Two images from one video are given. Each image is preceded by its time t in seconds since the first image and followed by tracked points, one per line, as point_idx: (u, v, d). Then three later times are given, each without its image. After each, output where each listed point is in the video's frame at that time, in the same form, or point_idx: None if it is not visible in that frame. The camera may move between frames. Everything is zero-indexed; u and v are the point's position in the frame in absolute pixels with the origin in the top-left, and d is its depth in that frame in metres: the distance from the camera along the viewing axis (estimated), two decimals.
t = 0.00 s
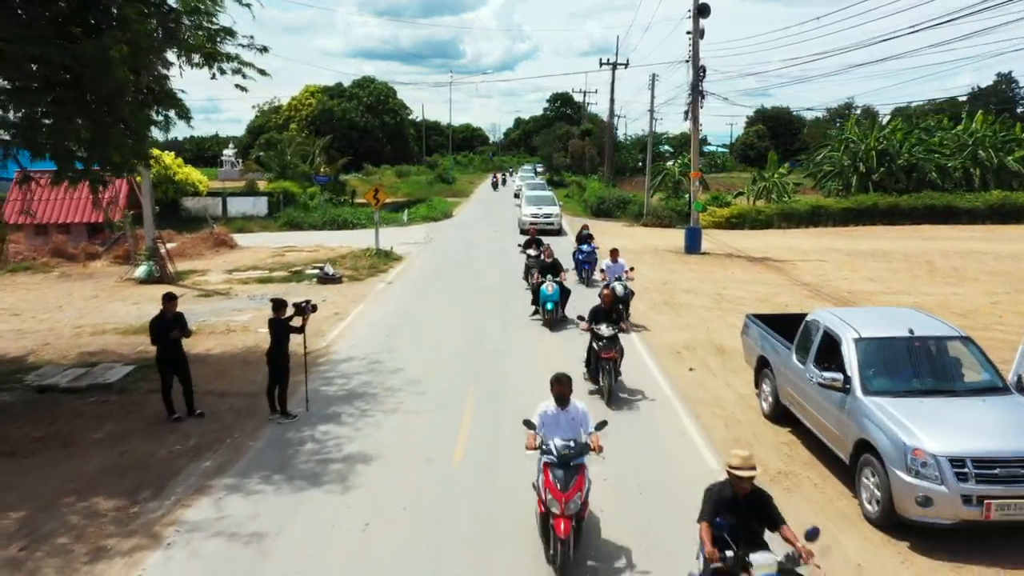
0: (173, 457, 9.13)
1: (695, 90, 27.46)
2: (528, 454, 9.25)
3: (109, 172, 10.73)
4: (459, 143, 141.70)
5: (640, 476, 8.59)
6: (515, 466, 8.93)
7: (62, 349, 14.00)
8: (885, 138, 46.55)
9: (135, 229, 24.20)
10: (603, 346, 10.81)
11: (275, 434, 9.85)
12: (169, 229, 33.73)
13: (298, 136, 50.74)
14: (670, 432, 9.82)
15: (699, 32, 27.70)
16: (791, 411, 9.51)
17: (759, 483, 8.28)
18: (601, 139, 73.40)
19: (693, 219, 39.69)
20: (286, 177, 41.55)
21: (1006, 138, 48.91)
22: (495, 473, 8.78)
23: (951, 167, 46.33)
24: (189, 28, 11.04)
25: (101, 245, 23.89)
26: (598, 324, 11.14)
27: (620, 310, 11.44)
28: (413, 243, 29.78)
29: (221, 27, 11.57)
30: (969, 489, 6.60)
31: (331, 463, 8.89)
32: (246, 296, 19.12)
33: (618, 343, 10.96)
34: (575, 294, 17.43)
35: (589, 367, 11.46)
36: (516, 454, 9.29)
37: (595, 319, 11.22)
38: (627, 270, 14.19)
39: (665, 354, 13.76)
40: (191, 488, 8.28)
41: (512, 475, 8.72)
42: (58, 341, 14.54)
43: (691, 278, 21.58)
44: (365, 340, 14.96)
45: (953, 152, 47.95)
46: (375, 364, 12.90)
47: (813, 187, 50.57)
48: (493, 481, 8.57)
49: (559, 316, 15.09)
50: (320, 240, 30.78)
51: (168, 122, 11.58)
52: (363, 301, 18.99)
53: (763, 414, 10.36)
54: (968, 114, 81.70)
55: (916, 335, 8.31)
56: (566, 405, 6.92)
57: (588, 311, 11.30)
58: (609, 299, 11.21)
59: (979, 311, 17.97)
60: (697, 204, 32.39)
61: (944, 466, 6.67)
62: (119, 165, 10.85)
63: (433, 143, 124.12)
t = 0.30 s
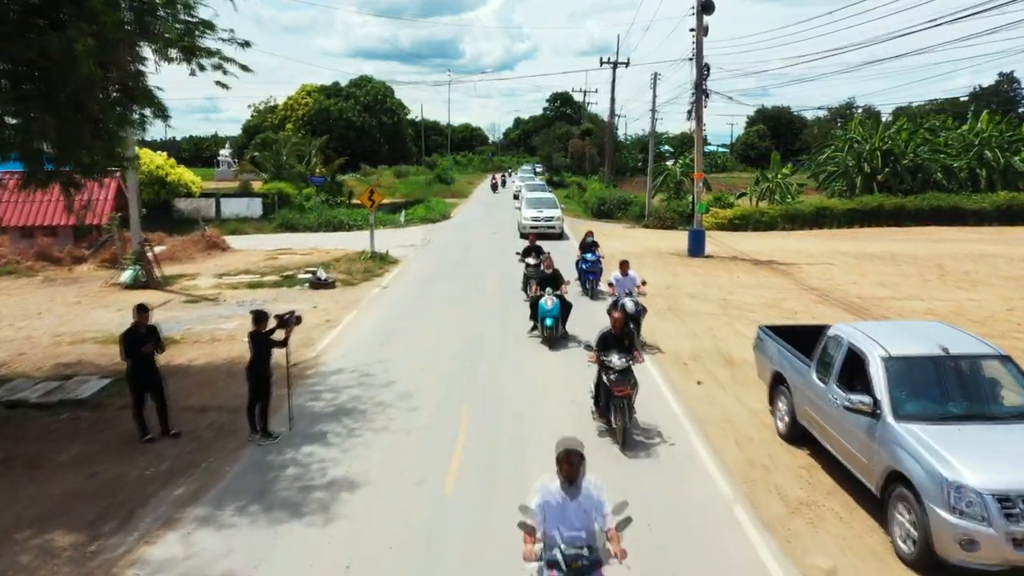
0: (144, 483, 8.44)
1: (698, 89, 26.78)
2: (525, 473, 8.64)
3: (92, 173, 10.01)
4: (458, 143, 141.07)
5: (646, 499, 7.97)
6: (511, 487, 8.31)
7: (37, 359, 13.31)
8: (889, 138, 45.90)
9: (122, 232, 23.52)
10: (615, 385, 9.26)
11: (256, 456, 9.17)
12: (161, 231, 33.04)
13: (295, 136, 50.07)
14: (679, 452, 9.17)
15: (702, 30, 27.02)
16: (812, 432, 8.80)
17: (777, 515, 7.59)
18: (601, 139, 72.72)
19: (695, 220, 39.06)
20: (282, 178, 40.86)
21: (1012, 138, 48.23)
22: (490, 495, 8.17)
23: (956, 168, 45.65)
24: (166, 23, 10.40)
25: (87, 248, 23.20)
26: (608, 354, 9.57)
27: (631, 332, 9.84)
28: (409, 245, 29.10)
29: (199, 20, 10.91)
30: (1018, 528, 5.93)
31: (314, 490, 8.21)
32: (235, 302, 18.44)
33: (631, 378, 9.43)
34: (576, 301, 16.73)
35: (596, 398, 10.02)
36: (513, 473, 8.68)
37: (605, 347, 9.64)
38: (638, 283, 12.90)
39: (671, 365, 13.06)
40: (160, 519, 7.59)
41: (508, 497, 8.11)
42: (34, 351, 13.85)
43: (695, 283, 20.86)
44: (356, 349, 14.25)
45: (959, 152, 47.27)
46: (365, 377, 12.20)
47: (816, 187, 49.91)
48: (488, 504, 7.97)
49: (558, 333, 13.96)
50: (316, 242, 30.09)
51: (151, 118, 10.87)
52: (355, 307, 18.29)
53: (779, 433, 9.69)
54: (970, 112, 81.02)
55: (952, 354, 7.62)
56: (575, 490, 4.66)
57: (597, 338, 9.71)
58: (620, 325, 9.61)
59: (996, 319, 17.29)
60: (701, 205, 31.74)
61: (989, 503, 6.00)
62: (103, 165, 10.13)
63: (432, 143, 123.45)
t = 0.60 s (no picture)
0: (109, 513, 7.76)
1: (702, 88, 26.10)
2: (523, 500, 7.99)
3: (62, 178, 9.31)
4: (457, 144, 140.40)
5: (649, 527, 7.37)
6: (506, 514, 7.72)
7: (10, 372, 12.64)
8: (895, 138, 45.30)
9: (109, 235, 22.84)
10: (632, 432, 7.53)
11: (233, 482, 8.49)
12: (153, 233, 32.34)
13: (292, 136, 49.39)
14: (690, 476, 8.49)
15: (706, 27, 26.33)
16: (835, 457, 8.13)
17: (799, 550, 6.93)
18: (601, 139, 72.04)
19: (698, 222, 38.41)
20: (277, 179, 40.18)
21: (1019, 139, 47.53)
22: (483, 521, 7.58)
23: (962, 168, 44.97)
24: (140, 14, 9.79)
25: (72, 252, 22.52)
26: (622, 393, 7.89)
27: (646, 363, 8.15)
28: (406, 248, 28.43)
29: (175, 13, 10.31)
30: None
31: (293, 523, 7.52)
32: (223, 308, 17.76)
33: (650, 421, 7.70)
34: (577, 309, 16.03)
35: (607, 444, 8.38)
36: (509, 498, 8.08)
37: (617, 386, 7.95)
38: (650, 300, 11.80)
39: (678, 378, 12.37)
40: (122, 556, 6.91)
41: (502, 523, 7.51)
42: (8, 362, 13.18)
43: (700, 288, 20.18)
44: (346, 359, 13.58)
45: (964, 153, 46.59)
46: (354, 391, 11.53)
47: (820, 188, 49.24)
48: (484, 534, 7.30)
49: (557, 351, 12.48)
50: (310, 245, 29.42)
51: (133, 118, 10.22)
52: (348, 313, 17.60)
53: (796, 456, 9.04)
54: (973, 111, 80.36)
55: (992, 375, 6.95)
56: None
57: (607, 376, 8.03)
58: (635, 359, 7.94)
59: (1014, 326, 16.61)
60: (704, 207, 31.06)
61: None
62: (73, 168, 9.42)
63: (431, 143, 122.75)
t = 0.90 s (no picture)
0: (65, 549, 7.06)
1: (706, 87, 25.40)
2: (520, 536, 7.31)
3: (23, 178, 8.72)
4: (456, 144, 139.78)
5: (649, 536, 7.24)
6: (504, 524, 7.58)
7: None
8: (900, 137, 44.68)
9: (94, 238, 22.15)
10: (657, 509, 5.91)
11: (203, 513, 7.79)
12: (144, 236, 31.65)
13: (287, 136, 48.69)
14: (703, 508, 7.80)
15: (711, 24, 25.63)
16: (864, 490, 7.40)
17: None
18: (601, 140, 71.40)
19: (701, 223, 37.76)
20: (272, 179, 39.51)
21: None
22: (481, 532, 7.44)
23: (968, 168, 44.27)
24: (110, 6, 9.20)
25: (56, 256, 21.83)
26: (645, 454, 6.30)
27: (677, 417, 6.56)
28: (404, 251, 27.76)
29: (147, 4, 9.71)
30: None
31: (266, 563, 6.83)
32: (209, 315, 17.06)
33: (682, 493, 6.07)
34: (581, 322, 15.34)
35: (626, 514, 6.81)
36: (507, 520, 7.70)
37: (638, 443, 6.37)
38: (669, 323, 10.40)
39: (686, 393, 11.65)
40: None
41: (499, 546, 7.13)
42: None
43: (706, 293, 19.47)
44: (334, 371, 12.92)
45: (971, 153, 45.89)
46: (342, 408, 10.85)
47: (824, 188, 48.56)
48: None
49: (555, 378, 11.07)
50: (304, 247, 28.74)
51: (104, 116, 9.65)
52: (340, 320, 16.89)
53: (819, 483, 8.32)
54: (978, 110, 79.66)
55: None
56: None
57: (625, 430, 6.45)
58: (662, 411, 6.36)
59: None
60: (709, 208, 30.34)
61: None
62: (32, 169, 8.86)
63: (430, 143, 122.04)
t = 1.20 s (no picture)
0: None
1: (710, 86, 24.69)
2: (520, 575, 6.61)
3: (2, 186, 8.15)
4: (455, 144, 138.99)
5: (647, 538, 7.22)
6: (502, 526, 7.51)
7: None
8: (906, 137, 43.95)
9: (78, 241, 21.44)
10: None
11: (170, 550, 7.09)
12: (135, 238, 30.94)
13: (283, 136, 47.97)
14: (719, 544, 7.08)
15: (715, 21, 24.93)
16: (898, 526, 6.69)
17: None
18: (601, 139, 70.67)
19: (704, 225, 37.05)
20: (267, 180, 38.79)
21: None
22: (480, 534, 7.38)
23: (975, 169, 43.53)
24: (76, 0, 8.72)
25: (40, 261, 21.13)
26: (683, 558, 5.24)
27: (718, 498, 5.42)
28: (400, 254, 27.05)
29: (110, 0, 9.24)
30: None
31: None
32: (195, 323, 16.36)
33: None
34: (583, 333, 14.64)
35: None
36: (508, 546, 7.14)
37: (675, 538, 5.29)
38: (692, 354, 9.22)
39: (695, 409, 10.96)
40: None
41: None
42: None
43: (712, 300, 18.77)
44: (323, 383, 12.25)
45: (977, 153, 45.14)
46: (328, 426, 10.17)
47: (827, 189, 47.81)
48: None
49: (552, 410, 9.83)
50: (298, 250, 28.01)
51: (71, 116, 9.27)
52: (331, 328, 16.20)
53: (844, 514, 7.62)
54: (981, 109, 78.88)
55: None
56: None
57: (656, 521, 5.32)
58: (698, 498, 5.23)
59: None
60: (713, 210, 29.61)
61: None
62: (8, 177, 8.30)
63: (429, 143, 121.28)
